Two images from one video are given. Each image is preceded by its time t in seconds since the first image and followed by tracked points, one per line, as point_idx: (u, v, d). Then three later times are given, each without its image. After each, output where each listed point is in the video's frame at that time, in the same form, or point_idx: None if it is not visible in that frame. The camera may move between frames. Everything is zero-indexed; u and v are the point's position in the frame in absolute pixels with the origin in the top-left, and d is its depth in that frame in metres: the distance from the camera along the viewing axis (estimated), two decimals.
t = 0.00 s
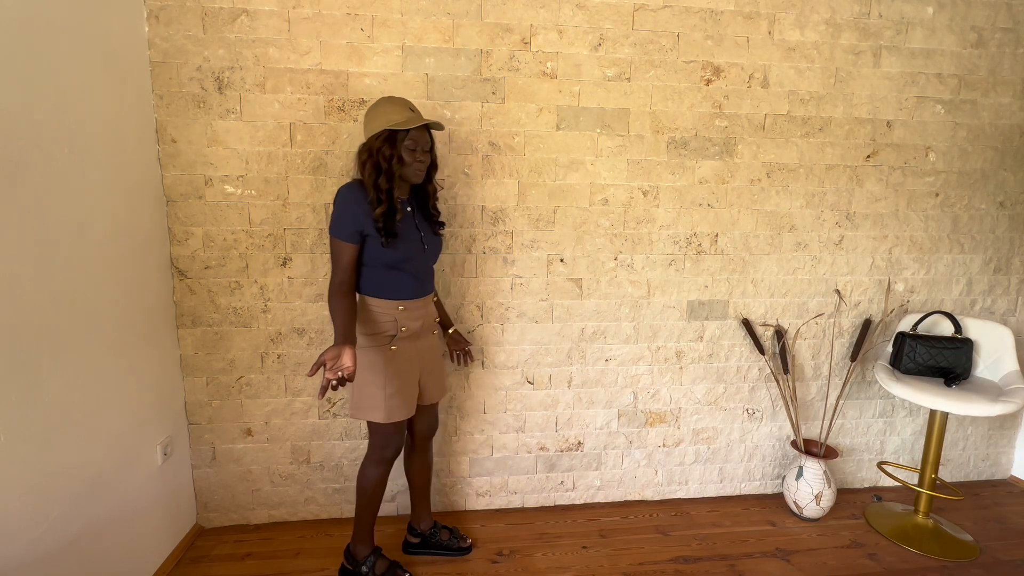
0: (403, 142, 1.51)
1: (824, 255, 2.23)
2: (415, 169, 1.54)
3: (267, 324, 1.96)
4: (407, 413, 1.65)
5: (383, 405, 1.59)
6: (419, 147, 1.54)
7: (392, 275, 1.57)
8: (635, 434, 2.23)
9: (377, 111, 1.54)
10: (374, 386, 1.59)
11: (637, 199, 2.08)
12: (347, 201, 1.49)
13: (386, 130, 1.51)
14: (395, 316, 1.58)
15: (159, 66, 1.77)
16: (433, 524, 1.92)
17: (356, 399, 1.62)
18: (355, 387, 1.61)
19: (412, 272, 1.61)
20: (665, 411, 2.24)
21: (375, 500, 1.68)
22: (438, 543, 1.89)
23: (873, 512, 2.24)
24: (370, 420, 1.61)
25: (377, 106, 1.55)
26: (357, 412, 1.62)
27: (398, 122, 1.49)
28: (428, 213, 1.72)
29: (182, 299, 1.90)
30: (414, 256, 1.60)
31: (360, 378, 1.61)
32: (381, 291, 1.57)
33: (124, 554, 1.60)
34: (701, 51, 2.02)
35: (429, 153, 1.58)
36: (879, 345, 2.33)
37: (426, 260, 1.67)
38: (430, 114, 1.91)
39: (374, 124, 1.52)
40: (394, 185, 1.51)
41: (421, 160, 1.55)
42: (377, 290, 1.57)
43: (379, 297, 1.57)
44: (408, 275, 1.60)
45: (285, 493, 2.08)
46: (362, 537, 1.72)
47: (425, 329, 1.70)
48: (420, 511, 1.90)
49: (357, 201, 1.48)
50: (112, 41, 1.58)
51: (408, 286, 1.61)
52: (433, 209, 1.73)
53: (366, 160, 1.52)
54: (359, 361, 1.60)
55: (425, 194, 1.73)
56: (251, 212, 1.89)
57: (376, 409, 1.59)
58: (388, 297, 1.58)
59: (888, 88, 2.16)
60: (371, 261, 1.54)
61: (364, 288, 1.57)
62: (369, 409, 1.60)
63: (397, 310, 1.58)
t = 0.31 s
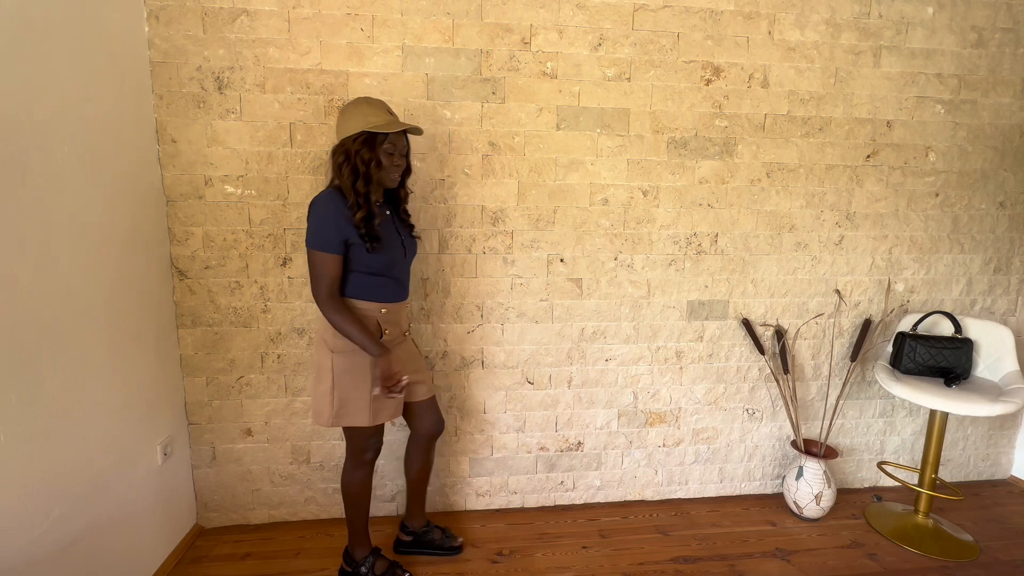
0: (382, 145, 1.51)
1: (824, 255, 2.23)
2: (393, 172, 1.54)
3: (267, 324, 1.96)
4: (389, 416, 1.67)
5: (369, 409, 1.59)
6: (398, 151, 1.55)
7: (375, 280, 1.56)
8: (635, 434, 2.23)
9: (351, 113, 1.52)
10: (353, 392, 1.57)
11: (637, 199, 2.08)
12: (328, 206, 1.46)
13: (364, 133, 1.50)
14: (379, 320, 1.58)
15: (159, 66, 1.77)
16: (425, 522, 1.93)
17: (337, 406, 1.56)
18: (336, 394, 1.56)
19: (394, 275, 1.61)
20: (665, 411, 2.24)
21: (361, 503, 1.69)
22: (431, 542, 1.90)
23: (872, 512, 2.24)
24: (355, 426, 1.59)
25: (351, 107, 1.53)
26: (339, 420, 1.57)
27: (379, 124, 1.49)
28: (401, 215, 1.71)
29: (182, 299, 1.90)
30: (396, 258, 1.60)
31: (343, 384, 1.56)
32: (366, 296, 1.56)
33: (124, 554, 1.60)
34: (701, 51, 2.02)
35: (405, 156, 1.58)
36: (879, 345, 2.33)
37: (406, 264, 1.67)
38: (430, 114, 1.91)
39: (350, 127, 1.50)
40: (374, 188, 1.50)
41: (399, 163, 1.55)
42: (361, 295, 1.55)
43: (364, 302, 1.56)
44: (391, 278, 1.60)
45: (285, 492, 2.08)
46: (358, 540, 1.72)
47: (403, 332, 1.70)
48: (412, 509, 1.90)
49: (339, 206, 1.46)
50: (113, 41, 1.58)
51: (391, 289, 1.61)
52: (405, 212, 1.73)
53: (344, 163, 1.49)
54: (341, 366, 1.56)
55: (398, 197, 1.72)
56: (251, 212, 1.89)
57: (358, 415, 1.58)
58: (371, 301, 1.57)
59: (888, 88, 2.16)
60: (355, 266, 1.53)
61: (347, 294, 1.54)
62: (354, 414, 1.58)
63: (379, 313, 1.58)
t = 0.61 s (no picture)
0: (366, 141, 1.51)
1: (824, 255, 2.23)
2: (377, 168, 1.55)
3: (267, 324, 1.96)
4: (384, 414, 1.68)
5: (365, 410, 1.59)
6: (379, 147, 1.55)
7: (368, 277, 1.56)
8: (635, 434, 2.23)
9: (327, 111, 1.51)
10: (351, 393, 1.57)
11: (637, 199, 2.08)
12: (317, 206, 1.44)
13: (347, 130, 1.49)
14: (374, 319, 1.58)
15: (159, 66, 1.77)
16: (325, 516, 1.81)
17: (333, 409, 1.56)
18: (331, 396, 1.56)
19: (385, 271, 1.61)
20: (665, 411, 2.24)
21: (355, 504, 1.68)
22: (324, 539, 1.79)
23: (873, 512, 2.24)
24: (351, 428, 1.59)
25: (328, 105, 1.51)
26: (335, 423, 1.57)
27: (360, 120, 1.48)
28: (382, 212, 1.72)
29: (182, 299, 1.90)
30: (385, 255, 1.61)
31: (338, 386, 1.56)
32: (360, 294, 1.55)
33: (124, 554, 1.60)
34: (701, 51, 2.02)
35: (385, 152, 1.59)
36: (879, 345, 2.33)
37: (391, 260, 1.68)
38: (430, 114, 1.91)
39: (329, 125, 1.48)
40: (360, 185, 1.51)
41: (382, 159, 1.56)
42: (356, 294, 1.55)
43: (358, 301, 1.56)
44: (382, 275, 1.60)
45: (285, 493, 2.08)
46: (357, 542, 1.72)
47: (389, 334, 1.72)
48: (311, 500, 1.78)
49: (328, 205, 1.45)
50: (112, 41, 1.58)
51: (383, 285, 1.61)
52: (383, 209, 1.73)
53: (328, 162, 1.49)
54: (336, 368, 1.55)
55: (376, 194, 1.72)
56: (251, 212, 1.89)
57: (357, 417, 1.58)
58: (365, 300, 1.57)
59: (888, 88, 2.16)
60: (347, 264, 1.52)
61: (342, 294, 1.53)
62: (350, 416, 1.58)
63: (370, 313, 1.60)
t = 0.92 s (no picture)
0: (346, 139, 1.51)
1: (824, 255, 2.23)
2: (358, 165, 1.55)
3: (267, 324, 1.96)
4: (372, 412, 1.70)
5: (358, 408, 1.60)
6: (358, 145, 1.55)
7: (356, 274, 1.57)
8: (635, 434, 2.23)
9: (301, 110, 1.47)
10: (344, 392, 1.58)
11: (637, 199, 2.08)
12: (301, 207, 1.44)
13: (327, 128, 1.48)
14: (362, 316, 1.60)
15: (159, 66, 1.77)
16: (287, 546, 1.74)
17: (326, 409, 1.55)
18: (325, 396, 1.55)
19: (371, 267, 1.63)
20: (665, 411, 2.24)
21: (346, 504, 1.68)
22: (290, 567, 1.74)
23: (873, 512, 2.24)
24: (344, 427, 1.59)
25: (304, 102, 1.48)
26: (328, 422, 1.56)
27: (339, 118, 1.47)
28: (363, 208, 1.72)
29: (182, 298, 1.90)
30: (370, 252, 1.62)
31: (331, 385, 1.55)
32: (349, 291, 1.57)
33: (124, 553, 1.60)
34: (701, 51, 2.02)
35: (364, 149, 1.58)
36: (879, 345, 2.33)
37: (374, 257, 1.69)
38: (430, 114, 1.91)
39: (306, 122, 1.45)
40: (344, 184, 1.51)
41: (362, 156, 1.56)
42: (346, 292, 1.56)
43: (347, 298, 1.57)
44: (370, 271, 1.62)
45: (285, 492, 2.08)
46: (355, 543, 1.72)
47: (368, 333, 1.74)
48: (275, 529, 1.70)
49: (312, 206, 1.45)
50: (112, 41, 1.58)
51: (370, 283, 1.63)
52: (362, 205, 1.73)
53: (309, 162, 1.47)
54: (329, 367, 1.54)
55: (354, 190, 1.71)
56: (251, 212, 1.89)
57: (351, 415, 1.59)
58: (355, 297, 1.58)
59: (888, 88, 2.16)
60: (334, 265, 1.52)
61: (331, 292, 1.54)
62: (343, 414, 1.58)
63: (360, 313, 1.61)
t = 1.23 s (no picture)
0: (320, 141, 1.51)
1: (824, 255, 2.23)
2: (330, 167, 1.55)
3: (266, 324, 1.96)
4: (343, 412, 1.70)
5: (324, 408, 1.60)
6: (332, 149, 1.55)
7: (319, 277, 1.55)
8: (635, 434, 2.23)
9: (275, 112, 1.48)
10: (306, 394, 1.58)
11: (637, 199, 2.08)
12: (265, 206, 1.43)
13: (300, 130, 1.48)
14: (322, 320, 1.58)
15: (159, 66, 1.77)
16: (278, 556, 1.74)
17: (290, 412, 1.57)
18: (286, 401, 1.56)
19: (337, 271, 1.61)
20: (665, 411, 2.24)
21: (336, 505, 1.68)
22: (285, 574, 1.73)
23: (873, 512, 2.24)
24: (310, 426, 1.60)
25: (277, 105, 1.48)
26: (294, 424, 1.59)
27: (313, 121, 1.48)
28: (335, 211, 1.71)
29: (182, 298, 1.90)
30: (337, 257, 1.60)
31: (291, 389, 1.57)
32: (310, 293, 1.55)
33: (125, 553, 1.60)
34: (701, 51, 2.02)
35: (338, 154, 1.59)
36: (879, 345, 2.33)
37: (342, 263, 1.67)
38: (430, 114, 1.91)
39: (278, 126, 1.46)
40: (313, 185, 1.51)
41: (335, 159, 1.56)
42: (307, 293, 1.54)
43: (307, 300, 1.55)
44: (335, 276, 1.61)
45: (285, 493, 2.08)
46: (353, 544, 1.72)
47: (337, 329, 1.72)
48: (260, 546, 1.69)
49: (278, 205, 1.44)
50: (112, 41, 1.58)
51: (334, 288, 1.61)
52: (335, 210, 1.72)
53: (281, 163, 1.47)
54: (287, 372, 1.56)
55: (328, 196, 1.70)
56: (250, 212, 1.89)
57: (316, 416, 1.59)
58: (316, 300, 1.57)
59: (888, 88, 2.16)
60: (297, 267, 1.51)
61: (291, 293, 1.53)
62: (308, 416, 1.59)
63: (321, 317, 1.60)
